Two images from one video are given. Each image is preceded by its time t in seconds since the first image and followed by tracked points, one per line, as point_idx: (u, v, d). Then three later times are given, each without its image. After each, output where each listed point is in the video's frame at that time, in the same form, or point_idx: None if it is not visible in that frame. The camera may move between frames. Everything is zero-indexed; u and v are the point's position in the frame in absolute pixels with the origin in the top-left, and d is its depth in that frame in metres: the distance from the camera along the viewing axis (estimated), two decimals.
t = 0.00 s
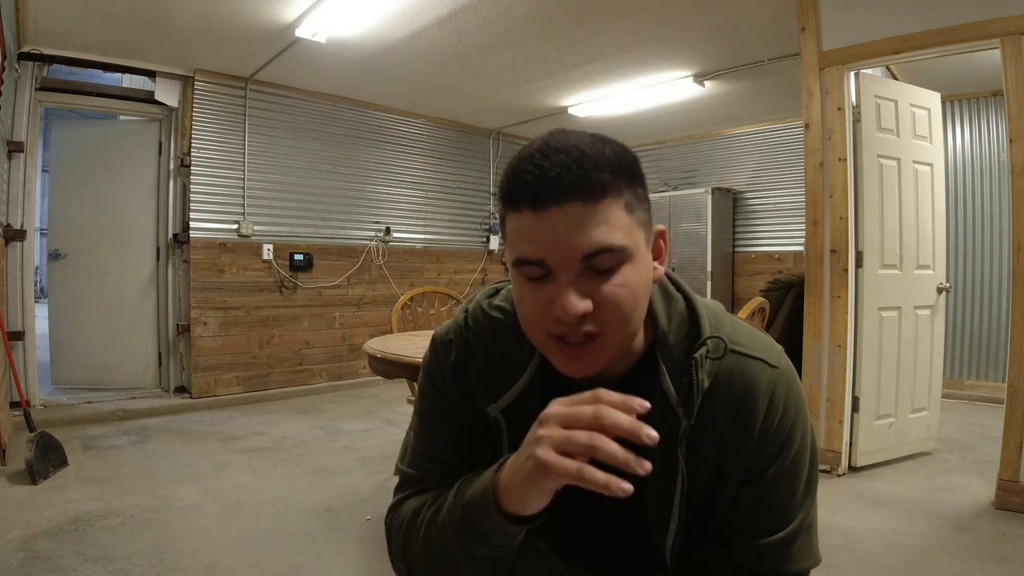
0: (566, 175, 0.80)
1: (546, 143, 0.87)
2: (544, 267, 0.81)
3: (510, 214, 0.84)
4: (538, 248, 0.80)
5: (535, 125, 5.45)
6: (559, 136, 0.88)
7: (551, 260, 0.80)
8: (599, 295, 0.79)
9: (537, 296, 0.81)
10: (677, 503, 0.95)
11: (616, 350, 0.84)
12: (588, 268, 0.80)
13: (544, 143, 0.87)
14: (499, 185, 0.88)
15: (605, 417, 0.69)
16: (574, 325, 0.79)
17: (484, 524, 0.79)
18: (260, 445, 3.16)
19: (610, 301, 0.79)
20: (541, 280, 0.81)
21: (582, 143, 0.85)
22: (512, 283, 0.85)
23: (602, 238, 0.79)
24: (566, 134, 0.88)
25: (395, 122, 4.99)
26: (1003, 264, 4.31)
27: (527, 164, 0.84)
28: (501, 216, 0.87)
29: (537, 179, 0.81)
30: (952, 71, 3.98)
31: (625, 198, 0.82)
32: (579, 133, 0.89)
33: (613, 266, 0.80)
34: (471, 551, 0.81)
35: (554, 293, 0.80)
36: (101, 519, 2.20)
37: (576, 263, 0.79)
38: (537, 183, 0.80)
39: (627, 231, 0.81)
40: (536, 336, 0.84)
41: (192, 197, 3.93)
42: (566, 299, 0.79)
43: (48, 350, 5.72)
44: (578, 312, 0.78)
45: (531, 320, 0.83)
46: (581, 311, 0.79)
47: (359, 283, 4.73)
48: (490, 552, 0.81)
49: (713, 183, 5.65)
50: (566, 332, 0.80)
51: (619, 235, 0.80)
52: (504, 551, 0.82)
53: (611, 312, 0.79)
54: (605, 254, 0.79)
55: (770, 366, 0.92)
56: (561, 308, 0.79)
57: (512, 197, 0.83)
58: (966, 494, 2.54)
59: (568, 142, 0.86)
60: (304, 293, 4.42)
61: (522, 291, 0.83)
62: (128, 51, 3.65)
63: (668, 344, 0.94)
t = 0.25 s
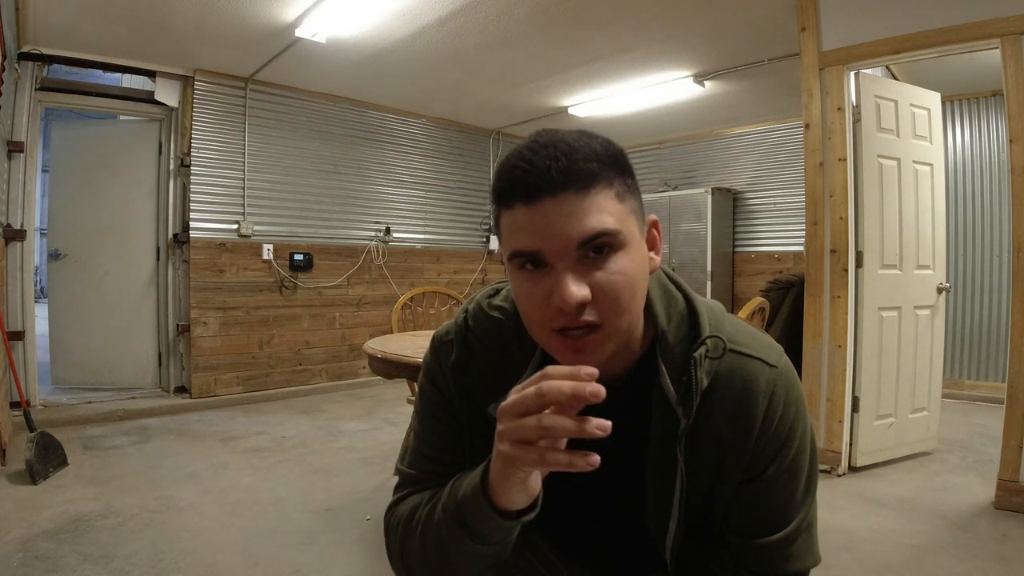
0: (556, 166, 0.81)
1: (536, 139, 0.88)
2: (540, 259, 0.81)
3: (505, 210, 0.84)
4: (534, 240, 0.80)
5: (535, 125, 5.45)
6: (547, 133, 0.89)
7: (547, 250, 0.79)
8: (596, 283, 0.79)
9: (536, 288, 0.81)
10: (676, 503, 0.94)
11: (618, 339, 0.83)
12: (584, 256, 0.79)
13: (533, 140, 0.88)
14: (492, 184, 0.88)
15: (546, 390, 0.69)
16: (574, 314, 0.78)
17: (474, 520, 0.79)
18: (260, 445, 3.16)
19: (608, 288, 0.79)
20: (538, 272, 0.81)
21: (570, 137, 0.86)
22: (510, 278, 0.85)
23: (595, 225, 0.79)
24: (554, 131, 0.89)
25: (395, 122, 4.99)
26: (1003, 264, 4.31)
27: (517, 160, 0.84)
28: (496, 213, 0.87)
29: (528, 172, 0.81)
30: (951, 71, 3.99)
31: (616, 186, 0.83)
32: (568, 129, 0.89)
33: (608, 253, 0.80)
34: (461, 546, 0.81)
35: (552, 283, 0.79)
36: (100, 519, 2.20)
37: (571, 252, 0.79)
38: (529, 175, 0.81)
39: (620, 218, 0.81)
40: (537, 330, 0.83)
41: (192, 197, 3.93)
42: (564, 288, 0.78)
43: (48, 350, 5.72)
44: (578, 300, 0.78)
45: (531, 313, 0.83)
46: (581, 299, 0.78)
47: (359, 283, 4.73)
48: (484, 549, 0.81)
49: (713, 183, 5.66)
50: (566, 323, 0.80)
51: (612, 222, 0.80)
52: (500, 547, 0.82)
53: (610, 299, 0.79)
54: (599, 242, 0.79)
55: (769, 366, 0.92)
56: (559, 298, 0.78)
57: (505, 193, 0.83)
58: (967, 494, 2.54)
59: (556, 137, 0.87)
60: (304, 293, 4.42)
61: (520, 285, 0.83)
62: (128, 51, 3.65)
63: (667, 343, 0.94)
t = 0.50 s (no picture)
0: (553, 169, 0.80)
1: (536, 140, 0.88)
2: (534, 261, 0.81)
3: (502, 211, 0.84)
4: (528, 242, 0.80)
5: (535, 125, 5.45)
6: (548, 134, 0.89)
7: (541, 252, 0.80)
8: (589, 286, 0.79)
9: (529, 290, 0.81)
10: (674, 504, 0.95)
11: (611, 343, 0.83)
12: (578, 260, 0.80)
13: (533, 141, 0.88)
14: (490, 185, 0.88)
15: (532, 379, 0.71)
16: (565, 318, 0.79)
17: (471, 518, 0.79)
18: (260, 445, 3.16)
19: (600, 292, 0.79)
20: (532, 274, 0.81)
21: (570, 139, 0.86)
22: (506, 279, 0.85)
23: (590, 229, 0.79)
24: (555, 132, 0.89)
25: (395, 122, 4.99)
26: (1003, 264, 4.31)
27: (516, 161, 0.84)
28: (493, 214, 0.87)
29: (525, 174, 0.81)
30: (951, 71, 3.99)
31: (614, 190, 0.83)
32: (568, 131, 0.89)
33: (602, 257, 0.80)
34: (457, 545, 0.81)
35: (545, 286, 0.80)
36: (100, 519, 2.20)
37: (565, 255, 0.79)
38: (526, 177, 0.81)
39: (616, 222, 0.81)
40: (530, 331, 0.84)
41: (192, 197, 3.93)
42: (556, 291, 0.79)
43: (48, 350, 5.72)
44: (570, 303, 0.78)
45: (524, 314, 0.83)
46: (572, 302, 0.78)
47: (359, 283, 4.73)
48: (480, 548, 0.81)
49: (713, 183, 5.66)
50: (558, 325, 0.80)
51: (607, 226, 0.80)
52: (497, 545, 0.82)
53: (603, 303, 0.79)
54: (594, 246, 0.79)
55: (767, 367, 0.92)
56: (551, 301, 0.79)
57: (502, 194, 0.83)
58: (967, 494, 2.54)
59: (556, 139, 0.87)
60: (304, 293, 4.42)
61: (515, 286, 0.83)
62: (128, 51, 3.65)
63: (665, 344, 0.94)
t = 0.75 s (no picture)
0: (553, 169, 0.80)
1: (536, 139, 0.87)
2: (531, 260, 0.81)
3: (501, 210, 0.84)
4: (526, 241, 0.80)
5: (535, 125, 5.45)
6: (548, 133, 0.88)
7: (539, 251, 0.80)
8: (586, 287, 0.79)
9: (527, 288, 0.81)
10: (674, 502, 0.95)
11: (607, 343, 0.84)
12: (576, 260, 0.80)
13: (533, 140, 0.88)
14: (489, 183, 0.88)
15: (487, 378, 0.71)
16: (562, 317, 0.79)
17: (461, 521, 0.78)
18: (260, 445, 3.16)
19: (597, 292, 0.79)
20: (529, 273, 0.81)
21: (570, 139, 0.86)
22: (503, 278, 0.85)
23: (588, 229, 0.79)
24: (555, 131, 0.89)
25: (395, 122, 4.99)
26: (1003, 264, 4.31)
27: (515, 160, 0.84)
28: (491, 213, 0.87)
29: (524, 174, 0.81)
30: (951, 71, 3.99)
31: (613, 191, 0.82)
32: (569, 130, 0.89)
33: (600, 257, 0.80)
34: (448, 548, 0.81)
35: (542, 285, 0.80)
36: (100, 519, 2.20)
37: (563, 255, 0.79)
38: (525, 177, 0.81)
39: (615, 223, 0.81)
40: (527, 329, 0.84)
41: (192, 197, 3.93)
42: (553, 291, 0.79)
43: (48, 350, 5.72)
44: (566, 303, 0.78)
45: (521, 313, 0.83)
46: (569, 302, 0.78)
47: (359, 283, 4.73)
48: (471, 552, 0.80)
49: (714, 183, 5.66)
50: (554, 325, 0.80)
51: (606, 227, 0.80)
52: (491, 548, 0.81)
53: (599, 303, 0.79)
54: (592, 246, 0.79)
55: (767, 367, 0.92)
56: (548, 300, 0.79)
57: (500, 193, 0.83)
58: (967, 494, 2.54)
59: (556, 138, 0.86)
60: (304, 293, 4.42)
61: (512, 285, 0.83)
62: (128, 51, 3.65)
63: (665, 344, 0.94)
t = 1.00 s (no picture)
0: (588, 171, 0.80)
1: (562, 138, 0.87)
2: (560, 262, 0.80)
3: (526, 208, 0.82)
4: (557, 243, 0.80)
5: (535, 125, 5.45)
6: (573, 133, 0.88)
7: (570, 253, 0.79)
8: (616, 291, 0.80)
9: (554, 290, 0.80)
10: (672, 502, 0.95)
11: (626, 346, 0.85)
12: (606, 264, 0.80)
13: (559, 139, 0.87)
14: (511, 180, 0.86)
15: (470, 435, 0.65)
16: (591, 320, 0.79)
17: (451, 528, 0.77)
18: (260, 445, 3.16)
19: (626, 297, 0.80)
20: (557, 275, 0.81)
21: (598, 141, 0.86)
22: (523, 278, 0.84)
23: (622, 234, 0.79)
24: (579, 131, 0.88)
25: (395, 122, 4.99)
26: (1003, 264, 4.31)
27: (544, 159, 0.83)
28: (513, 210, 0.85)
29: (559, 174, 0.80)
30: (951, 71, 3.99)
31: (641, 196, 0.83)
32: (591, 131, 0.89)
33: (630, 262, 0.80)
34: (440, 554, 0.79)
35: (572, 287, 0.79)
36: (100, 519, 2.20)
37: (595, 258, 0.79)
38: (560, 177, 0.80)
39: (644, 229, 0.82)
40: (547, 331, 0.83)
41: (192, 197, 3.93)
42: (584, 294, 0.79)
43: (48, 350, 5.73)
44: (597, 307, 0.78)
45: (543, 314, 0.82)
46: (600, 306, 0.79)
47: (359, 283, 4.73)
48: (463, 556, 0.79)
49: (714, 183, 5.66)
50: (581, 327, 0.80)
51: (638, 232, 0.81)
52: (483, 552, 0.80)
53: (627, 308, 0.80)
54: (623, 250, 0.80)
55: (766, 367, 0.92)
56: (579, 303, 0.79)
57: (529, 191, 0.82)
58: (967, 494, 2.54)
59: (583, 139, 0.86)
60: (304, 293, 4.42)
61: (535, 286, 0.82)
62: (128, 51, 3.65)
63: (665, 345, 0.94)
